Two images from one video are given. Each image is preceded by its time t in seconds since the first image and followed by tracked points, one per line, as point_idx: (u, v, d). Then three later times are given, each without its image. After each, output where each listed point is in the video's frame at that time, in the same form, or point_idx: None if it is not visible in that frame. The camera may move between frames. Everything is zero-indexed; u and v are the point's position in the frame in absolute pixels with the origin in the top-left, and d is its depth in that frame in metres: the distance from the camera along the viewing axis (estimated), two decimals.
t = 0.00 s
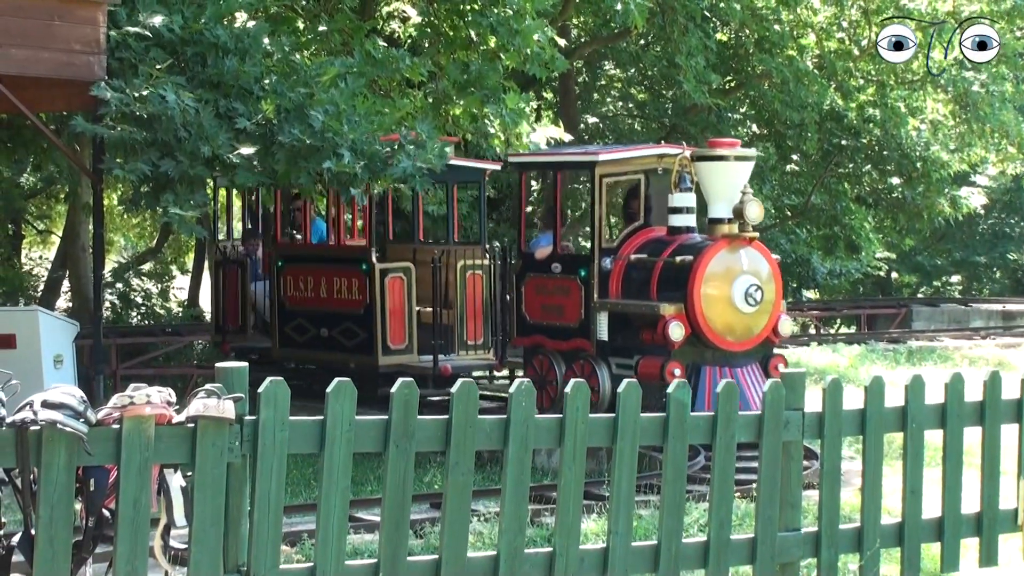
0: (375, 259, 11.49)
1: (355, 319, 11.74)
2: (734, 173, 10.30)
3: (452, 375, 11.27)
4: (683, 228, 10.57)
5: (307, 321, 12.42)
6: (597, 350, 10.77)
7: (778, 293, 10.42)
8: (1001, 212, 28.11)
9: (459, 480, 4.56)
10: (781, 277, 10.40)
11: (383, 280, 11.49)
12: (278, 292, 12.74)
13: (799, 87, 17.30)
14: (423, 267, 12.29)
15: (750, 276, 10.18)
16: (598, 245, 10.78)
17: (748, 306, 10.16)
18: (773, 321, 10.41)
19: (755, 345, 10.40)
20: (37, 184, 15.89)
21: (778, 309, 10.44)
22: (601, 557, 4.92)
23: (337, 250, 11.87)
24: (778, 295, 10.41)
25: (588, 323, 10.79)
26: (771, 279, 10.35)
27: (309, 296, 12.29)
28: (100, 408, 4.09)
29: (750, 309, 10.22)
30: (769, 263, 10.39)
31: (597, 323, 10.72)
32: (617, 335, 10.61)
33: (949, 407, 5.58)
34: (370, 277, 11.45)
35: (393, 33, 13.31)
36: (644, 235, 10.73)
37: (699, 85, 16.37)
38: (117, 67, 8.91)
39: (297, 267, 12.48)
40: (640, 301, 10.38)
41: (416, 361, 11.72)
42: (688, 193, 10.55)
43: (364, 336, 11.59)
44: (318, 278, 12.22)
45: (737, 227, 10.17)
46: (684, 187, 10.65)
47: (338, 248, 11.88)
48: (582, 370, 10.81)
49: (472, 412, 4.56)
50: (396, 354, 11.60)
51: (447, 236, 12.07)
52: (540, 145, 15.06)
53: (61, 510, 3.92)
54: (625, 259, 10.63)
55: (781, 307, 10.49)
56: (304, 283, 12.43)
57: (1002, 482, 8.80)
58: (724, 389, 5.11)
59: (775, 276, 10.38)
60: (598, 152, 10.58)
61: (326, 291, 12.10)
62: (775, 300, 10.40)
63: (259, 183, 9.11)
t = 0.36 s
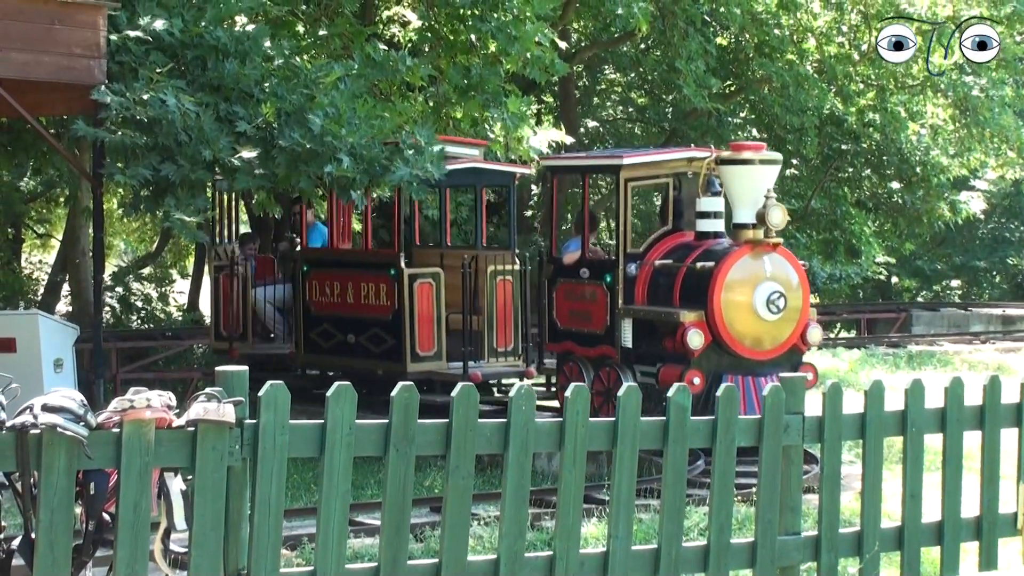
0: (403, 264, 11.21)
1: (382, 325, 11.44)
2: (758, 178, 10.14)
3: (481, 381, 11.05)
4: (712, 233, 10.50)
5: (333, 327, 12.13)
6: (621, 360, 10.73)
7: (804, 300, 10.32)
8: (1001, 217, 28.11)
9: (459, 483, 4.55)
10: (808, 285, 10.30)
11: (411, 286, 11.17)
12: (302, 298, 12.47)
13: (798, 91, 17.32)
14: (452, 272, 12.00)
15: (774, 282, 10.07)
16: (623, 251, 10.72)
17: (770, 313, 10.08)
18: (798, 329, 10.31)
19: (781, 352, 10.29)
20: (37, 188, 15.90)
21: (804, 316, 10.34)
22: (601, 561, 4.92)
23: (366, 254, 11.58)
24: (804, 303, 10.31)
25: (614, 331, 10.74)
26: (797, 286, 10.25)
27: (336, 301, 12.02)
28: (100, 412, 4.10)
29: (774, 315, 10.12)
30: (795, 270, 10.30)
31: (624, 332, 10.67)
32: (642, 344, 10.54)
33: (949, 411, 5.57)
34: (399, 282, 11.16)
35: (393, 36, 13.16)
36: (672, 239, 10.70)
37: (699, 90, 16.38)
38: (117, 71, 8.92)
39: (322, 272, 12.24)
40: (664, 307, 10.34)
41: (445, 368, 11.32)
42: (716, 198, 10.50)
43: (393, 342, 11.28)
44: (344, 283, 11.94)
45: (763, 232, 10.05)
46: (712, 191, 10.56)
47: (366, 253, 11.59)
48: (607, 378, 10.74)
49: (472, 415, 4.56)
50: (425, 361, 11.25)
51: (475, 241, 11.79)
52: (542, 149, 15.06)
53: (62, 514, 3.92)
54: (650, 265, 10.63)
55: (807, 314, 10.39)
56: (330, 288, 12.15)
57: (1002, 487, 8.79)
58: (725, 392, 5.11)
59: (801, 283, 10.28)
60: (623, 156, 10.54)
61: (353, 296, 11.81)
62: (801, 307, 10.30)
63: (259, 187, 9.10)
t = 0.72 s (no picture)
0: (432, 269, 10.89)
1: (409, 332, 11.11)
2: (772, 182, 10.07)
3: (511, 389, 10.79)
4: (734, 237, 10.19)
5: (359, 333, 11.85)
6: (638, 364, 10.52)
7: (820, 308, 10.05)
8: (998, 221, 28.16)
9: (457, 487, 4.55)
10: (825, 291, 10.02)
11: (440, 292, 10.83)
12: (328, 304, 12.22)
13: (796, 95, 17.32)
14: (479, 278, 11.76)
15: (785, 289, 9.84)
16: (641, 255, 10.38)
17: (782, 320, 9.83)
18: (815, 337, 10.04)
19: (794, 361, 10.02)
20: (34, 194, 15.87)
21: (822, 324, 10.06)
22: (600, 565, 4.92)
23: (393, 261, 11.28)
24: (821, 310, 10.03)
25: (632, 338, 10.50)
26: (813, 293, 9.99)
27: (362, 308, 11.75)
28: (98, 416, 4.10)
29: (786, 323, 9.87)
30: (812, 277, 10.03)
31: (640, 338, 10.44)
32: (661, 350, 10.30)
33: (947, 414, 5.58)
34: (427, 287, 10.83)
35: (390, 42, 13.19)
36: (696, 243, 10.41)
37: (697, 94, 16.42)
38: (115, 76, 8.92)
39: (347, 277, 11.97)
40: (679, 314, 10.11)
41: (474, 376, 10.99)
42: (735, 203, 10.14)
43: (421, 350, 10.95)
44: (371, 288, 11.64)
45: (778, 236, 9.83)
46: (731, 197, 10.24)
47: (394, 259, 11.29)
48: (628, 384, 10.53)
49: (470, 419, 4.56)
50: (454, 369, 10.90)
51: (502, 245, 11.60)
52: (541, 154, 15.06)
53: (60, 519, 3.91)
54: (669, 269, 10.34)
55: (825, 322, 10.10)
56: (355, 295, 11.90)
57: (1001, 491, 8.80)
58: (723, 395, 5.11)
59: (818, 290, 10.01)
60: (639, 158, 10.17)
61: (379, 303, 11.51)
62: (817, 314, 10.03)
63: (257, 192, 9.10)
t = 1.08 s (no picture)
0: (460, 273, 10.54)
1: (437, 337, 10.71)
2: (775, 186, 9.14)
3: (541, 397, 10.60)
4: (747, 241, 9.83)
5: (386, 338, 11.32)
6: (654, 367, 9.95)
7: (828, 311, 9.50)
8: (993, 224, 28.22)
9: (453, 490, 4.55)
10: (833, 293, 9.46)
11: (469, 296, 10.49)
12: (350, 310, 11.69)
13: (792, 98, 17.32)
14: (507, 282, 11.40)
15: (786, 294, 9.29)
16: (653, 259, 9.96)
17: (782, 327, 9.30)
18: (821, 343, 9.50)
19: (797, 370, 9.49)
20: (29, 196, 15.84)
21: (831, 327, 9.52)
22: (596, 567, 4.92)
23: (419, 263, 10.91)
24: (830, 313, 9.49)
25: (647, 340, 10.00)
26: (819, 296, 9.43)
27: (386, 313, 11.28)
28: (93, 419, 4.09)
29: (786, 330, 9.33)
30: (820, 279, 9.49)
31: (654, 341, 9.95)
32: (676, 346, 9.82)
33: (943, 417, 5.59)
34: (455, 292, 10.48)
35: (386, 44, 13.21)
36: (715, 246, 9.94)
37: (693, 96, 16.44)
38: (110, 78, 8.91)
39: (371, 281, 11.48)
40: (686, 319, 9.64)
41: (503, 381, 10.67)
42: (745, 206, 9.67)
43: (449, 355, 10.60)
44: (398, 292, 11.18)
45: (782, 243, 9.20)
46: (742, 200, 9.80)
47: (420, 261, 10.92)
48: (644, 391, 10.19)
49: (466, 422, 4.56)
50: (483, 375, 10.57)
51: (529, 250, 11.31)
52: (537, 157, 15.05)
53: (56, 522, 3.90)
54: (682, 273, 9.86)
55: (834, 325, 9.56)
56: (381, 299, 11.37)
57: (996, 493, 8.82)
58: (719, 398, 5.12)
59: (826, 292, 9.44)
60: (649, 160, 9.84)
61: (405, 307, 11.09)
62: (824, 318, 9.49)
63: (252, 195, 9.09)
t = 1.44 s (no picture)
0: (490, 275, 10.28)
1: (466, 341, 10.42)
2: (764, 185, 8.79)
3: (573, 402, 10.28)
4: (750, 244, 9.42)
5: (412, 342, 10.99)
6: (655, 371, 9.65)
7: (819, 316, 9.18)
8: (987, 224, 28.29)
9: (447, 491, 4.55)
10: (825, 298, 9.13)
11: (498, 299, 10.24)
12: (372, 312, 11.39)
13: (786, 99, 17.29)
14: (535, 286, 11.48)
15: (772, 298, 9.00)
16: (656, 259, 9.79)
17: (767, 331, 9.02)
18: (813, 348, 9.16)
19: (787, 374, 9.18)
20: (24, 196, 15.82)
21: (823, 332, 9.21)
22: (590, 568, 4.93)
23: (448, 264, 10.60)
24: (822, 317, 9.18)
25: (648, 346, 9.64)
26: (810, 300, 9.11)
27: (413, 315, 10.96)
28: (87, 419, 4.08)
29: (773, 334, 9.04)
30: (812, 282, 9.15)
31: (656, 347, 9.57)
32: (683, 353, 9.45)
33: (937, 419, 5.60)
34: (485, 294, 10.21)
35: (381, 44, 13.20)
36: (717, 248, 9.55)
37: (687, 97, 16.45)
38: (104, 78, 8.91)
39: (397, 283, 11.14)
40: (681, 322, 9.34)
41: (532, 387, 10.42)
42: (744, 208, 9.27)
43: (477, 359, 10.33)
44: (425, 294, 10.88)
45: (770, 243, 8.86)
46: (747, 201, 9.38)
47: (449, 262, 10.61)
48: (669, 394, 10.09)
49: (460, 423, 4.56)
50: (511, 379, 10.32)
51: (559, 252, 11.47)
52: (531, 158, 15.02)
53: (49, 523, 3.91)
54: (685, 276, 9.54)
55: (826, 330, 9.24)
56: (407, 301, 11.05)
57: (989, 494, 8.83)
58: (713, 399, 5.12)
59: (818, 297, 9.12)
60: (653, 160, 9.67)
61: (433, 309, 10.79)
62: (816, 322, 9.18)
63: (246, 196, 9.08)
